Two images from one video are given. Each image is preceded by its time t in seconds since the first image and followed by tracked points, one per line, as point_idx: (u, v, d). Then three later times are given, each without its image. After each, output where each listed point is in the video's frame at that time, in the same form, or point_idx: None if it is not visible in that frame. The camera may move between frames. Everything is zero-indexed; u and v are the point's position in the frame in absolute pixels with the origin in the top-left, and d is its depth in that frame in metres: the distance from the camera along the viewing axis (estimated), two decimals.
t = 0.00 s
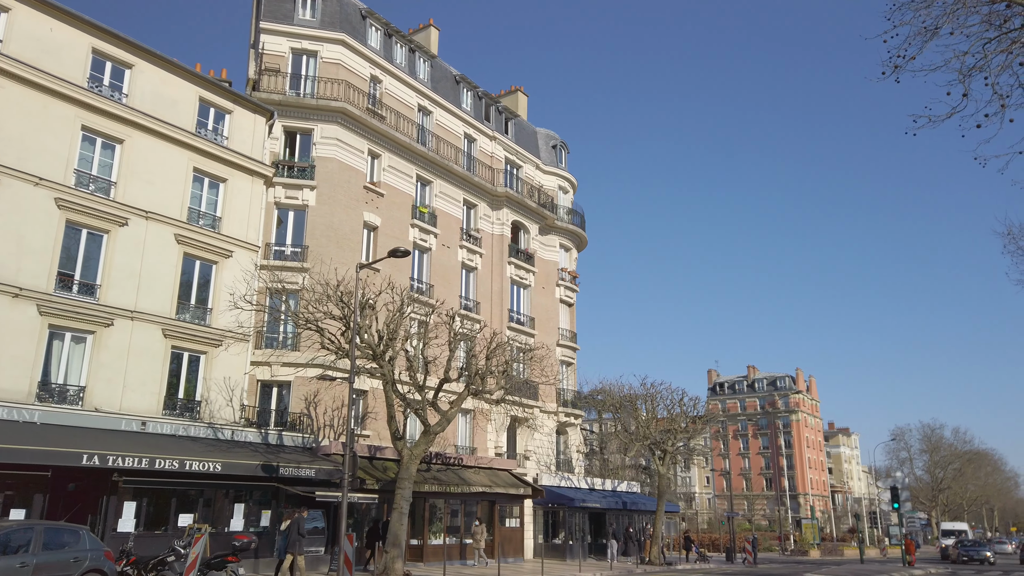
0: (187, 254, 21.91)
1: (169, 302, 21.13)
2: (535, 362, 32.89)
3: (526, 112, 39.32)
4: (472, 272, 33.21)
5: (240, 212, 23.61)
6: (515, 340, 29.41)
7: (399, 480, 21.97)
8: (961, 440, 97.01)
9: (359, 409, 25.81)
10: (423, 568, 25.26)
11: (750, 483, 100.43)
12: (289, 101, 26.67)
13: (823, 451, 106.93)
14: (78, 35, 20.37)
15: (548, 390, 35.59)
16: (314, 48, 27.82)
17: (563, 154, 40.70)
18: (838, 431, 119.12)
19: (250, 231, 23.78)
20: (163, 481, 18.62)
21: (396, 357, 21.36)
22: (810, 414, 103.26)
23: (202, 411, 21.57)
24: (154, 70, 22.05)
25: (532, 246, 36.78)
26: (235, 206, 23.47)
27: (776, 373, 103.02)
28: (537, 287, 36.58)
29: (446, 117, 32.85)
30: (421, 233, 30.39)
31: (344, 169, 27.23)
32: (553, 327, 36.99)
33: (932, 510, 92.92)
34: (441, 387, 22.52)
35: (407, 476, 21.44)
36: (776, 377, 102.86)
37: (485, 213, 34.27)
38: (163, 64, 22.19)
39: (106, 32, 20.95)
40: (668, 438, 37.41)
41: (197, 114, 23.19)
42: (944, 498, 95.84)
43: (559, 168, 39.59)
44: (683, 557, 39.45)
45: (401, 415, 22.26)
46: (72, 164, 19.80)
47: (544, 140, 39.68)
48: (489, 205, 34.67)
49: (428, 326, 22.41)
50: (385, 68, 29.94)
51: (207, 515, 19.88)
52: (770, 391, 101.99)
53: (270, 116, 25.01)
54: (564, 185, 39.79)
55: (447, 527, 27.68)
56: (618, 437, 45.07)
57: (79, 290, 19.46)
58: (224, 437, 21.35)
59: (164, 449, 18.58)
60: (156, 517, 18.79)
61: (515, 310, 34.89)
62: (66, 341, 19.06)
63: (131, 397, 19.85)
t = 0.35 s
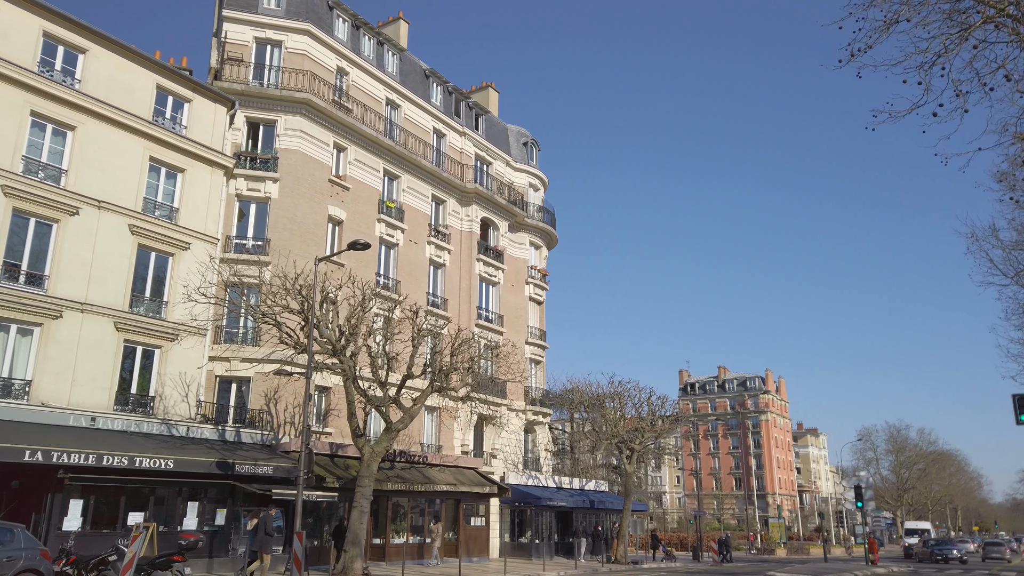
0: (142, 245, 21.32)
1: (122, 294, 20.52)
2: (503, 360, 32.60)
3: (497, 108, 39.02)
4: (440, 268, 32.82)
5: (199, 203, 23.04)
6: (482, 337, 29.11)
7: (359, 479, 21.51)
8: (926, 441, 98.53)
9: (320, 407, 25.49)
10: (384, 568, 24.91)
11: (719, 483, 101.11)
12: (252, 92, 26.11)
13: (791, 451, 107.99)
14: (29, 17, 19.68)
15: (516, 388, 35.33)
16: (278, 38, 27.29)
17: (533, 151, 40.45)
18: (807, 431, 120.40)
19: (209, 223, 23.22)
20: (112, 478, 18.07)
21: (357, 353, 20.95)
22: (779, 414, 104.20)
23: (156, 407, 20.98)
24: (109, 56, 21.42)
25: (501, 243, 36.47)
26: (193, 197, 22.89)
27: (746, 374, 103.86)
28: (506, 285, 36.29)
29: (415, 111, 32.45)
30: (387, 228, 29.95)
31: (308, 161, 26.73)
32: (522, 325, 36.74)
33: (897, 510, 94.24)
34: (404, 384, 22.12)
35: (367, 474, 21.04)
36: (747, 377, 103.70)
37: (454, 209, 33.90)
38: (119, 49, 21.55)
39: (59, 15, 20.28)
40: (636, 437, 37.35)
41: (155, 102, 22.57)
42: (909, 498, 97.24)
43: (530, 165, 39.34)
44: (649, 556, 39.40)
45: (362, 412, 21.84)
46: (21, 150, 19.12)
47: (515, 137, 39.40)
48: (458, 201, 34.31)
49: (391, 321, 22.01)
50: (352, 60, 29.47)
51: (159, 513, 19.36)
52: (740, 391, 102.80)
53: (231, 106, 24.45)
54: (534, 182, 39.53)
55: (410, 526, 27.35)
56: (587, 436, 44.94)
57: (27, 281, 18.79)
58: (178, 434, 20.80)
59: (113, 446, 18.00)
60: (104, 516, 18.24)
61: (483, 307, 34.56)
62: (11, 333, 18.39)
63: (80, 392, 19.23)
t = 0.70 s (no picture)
0: (125, 241, 20.98)
1: (105, 291, 20.18)
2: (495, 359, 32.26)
3: (490, 106, 38.70)
4: (432, 266, 32.49)
5: (185, 199, 22.71)
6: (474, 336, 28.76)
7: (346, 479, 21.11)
8: (924, 441, 98.30)
9: (309, 405, 25.18)
10: (372, 569, 24.60)
11: (716, 483, 100.81)
12: (239, 87, 25.77)
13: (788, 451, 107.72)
14: (9, 9, 19.33)
15: (509, 388, 35.03)
16: (267, 33, 26.95)
17: (527, 149, 40.12)
18: (804, 431, 120.17)
19: (195, 220, 22.88)
20: (91, 478, 17.72)
21: (344, 351, 20.62)
22: (776, 414, 103.89)
23: (139, 406, 20.63)
24: (92, 49, 21.08)
25: (494, 241, 36.13)
26: (178, 193, 22.55)
27: (743, 374, 103.56)
28: (499, 283, 35.96)
29: (406, 107, 32.11)
30: (378, 225, 29.61)
31: (296, 158, 26.39)
32: (515, 324, 36.41)
33: (894, 510, 94.01)
34: (392, 383, 21.77)
35: (354, 474, 20.66)
36: (743, 377, 103.40)
37: (446, 207, 33.56)
38: (102, 42, 21.21)
39: (40, 7, 19.94)
40: (630, 436, 37.05)
41: (139, 96, 22.23)
42: (906, 498, 97.04)
43: (524, 163, 39.01)
44: (644, 557, 39.09)
45: (349, 411, 21.49)
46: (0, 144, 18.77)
47: (508, 135, 39.07)
48: (450, 198, 33.97)
49: (379, 318, 21.68)
50: (342, 55, 29.14)
51: (142, 514, 19.03)
52: (737, 391, 102.55)
53: (218, 100, 24.11)
54: (528, 180, 39.21)
55: (399, 527, 27.05)
56: (581, 436, 44.62)
57: (6, 278, 18.45)
58: (162, 434, 20.47)
59: (93, 445, 17.64)
60: (84, 517, 17.89)
61: (475, 305, 34.23)
62: None
63: (61, 391, 18.88)
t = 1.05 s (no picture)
0: (105, 235, 20.58)
1: (83, 286, 19.79)
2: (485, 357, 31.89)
3: (482, 102, 38.34)
4: (422, 263, 32.11)
5: (167, 192, 22.33)
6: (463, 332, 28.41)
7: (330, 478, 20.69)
8: (919, 441, 98.17)
9: (294, 403, 24.86)
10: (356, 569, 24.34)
11: (711, 483, 100.58)
12: (224, 80, 25.37)
13: (783, 451, 107.52)
14: None
15: (499, 386, 34.70)
16: (253, 25, 26.54)
17: (520, 145, 39.77)
18: (799, 431, 120.16)
19: (177, 214, 22.49)
20: (67, 477, 17.36)
21: (328, 348, 20.25)
22: (772, 414, 103.72)
23: (118, 404, 20.26)
24: (72, 40, 20.70)
25: (485, 238, 35.77)
26: (160, 186, 22.16)
27: (738, 373, 103.35)
28: (490, 281, 35.60)
29: (396, 102, 31.74)
30: (367, 221, 29.23)
31: (283, 152, 26.00)
32: (507, 322, 36.05)
33: (889, 510, 93.87)
34: (377, 381, 21.39)
35: (338, 473, 20.26)
36: (739, 377, 103.18)
37: (436, 203, 33.19)
38: (82, 33, 20.82)
39: None
40: (622, 435, 36.69)
41: (120, 88, 21.83)
42: (901, 498, 96.85)
43: (516, 160, 38.65)
44: (635, 556, 38.80)
45: (333, 409, 21.11)
46: None
47: (500, 131, 38.71)
48: (441, 195, 33.60)
49: (364, 315, 21.30)
50: (330, 49, 28.75)
51: (120, 513, 18.69)
52: (732, 391, 102.33)
53: (202, 93, 23.72)
54: (520, 177, 38.85)
55: (387, 526, 26.74)
56: (574, 435, 44.33)
57: None
58: (141, 432, 20.10)
59: (69, 443, 17.26)
60: (59, 516, 17.54)
61: (466, 303, 33.87)
62: None
63: (37, 387, 18.49)
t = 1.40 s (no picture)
0: (46, 222, 19.77)
1: (22, 275, 18.97)
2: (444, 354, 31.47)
3: (447, 96, 37.91)
4: (382, 258, 31.58)
5: (114, 180, 21.59)
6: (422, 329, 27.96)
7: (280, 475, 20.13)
8: (876, 442, 99.94)
9: (246, 400, 24.25)
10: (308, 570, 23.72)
11: (674, 483, 101.27)
12: (178, 65, 24.62)
13: (745, 451, 108.73)
14: None
15: (460, 383, 34.34)
16: (209, 10, 25.80)
17: (485, 141, 39.40)
18: (761, 432, 121.67)
19: (124, 202, 21.78)
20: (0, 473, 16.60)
21: (280, 342, 19.69)
22: (734, 414, 104.76)
23: (58, 398, 19.47)
24: (14, 18, 19.83)
25: (448, 234, 35.34)
26: (106, 173, 21.39)
27: (702, 374, 104.19)
28: (452, 277, 35.18)
29: (358, 94, 31.17)
30: (325, 214, 28.64)
31: (238, 141, 25.33)
32: (468, 320, 35.65)
33: (846, 510, 95.42)
34: (331, 376, 20.87)
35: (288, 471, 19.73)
36: (702, 378, 104.03)
37: (398, 197, 32.68)
38: (25, 11, 19.96)
39: None
40: (583, 434, 36.50)
41: (66, 70, 20.99)
42: (858, 498, 98.45)
43: (480, 155, 38.27)
44: (595, 556, 38.71)
45: (285, 405, 20.55)
46: None
47: (465, 126, 38.29)
48: (403, 189, 33.10)
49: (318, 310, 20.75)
50: (290, 37, 28.09)
51: (57, 511, 17.93)
52: (696, 391, 103.17)
53: (153, 78, 22.96)
54: (484, 173, 38.49)
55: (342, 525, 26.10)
56: (535, 434, 44.13)
57: None
58: (82, 427, 19.32)
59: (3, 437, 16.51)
60: None
61: (427, 299, 33.41)
62: None
63: None
